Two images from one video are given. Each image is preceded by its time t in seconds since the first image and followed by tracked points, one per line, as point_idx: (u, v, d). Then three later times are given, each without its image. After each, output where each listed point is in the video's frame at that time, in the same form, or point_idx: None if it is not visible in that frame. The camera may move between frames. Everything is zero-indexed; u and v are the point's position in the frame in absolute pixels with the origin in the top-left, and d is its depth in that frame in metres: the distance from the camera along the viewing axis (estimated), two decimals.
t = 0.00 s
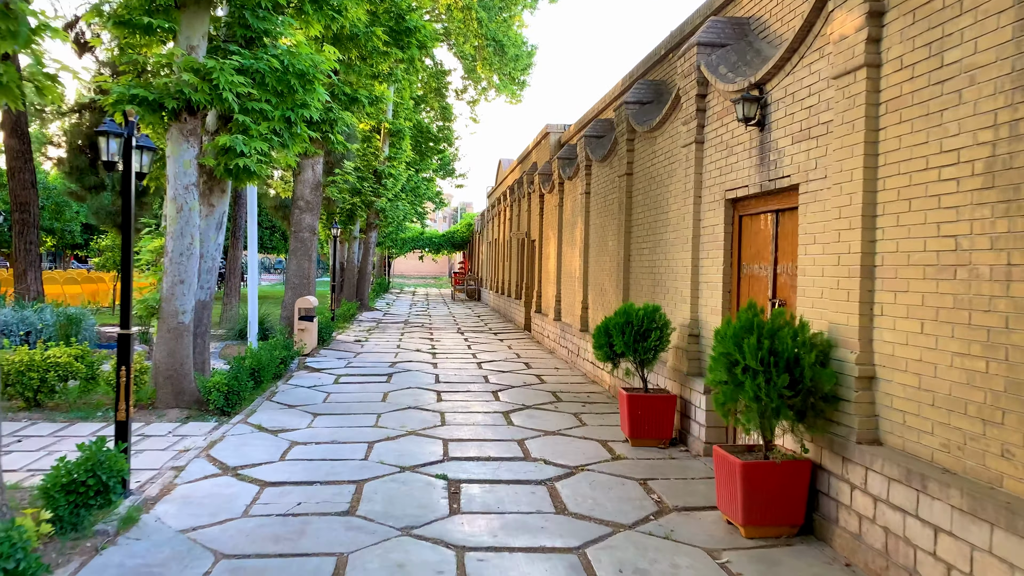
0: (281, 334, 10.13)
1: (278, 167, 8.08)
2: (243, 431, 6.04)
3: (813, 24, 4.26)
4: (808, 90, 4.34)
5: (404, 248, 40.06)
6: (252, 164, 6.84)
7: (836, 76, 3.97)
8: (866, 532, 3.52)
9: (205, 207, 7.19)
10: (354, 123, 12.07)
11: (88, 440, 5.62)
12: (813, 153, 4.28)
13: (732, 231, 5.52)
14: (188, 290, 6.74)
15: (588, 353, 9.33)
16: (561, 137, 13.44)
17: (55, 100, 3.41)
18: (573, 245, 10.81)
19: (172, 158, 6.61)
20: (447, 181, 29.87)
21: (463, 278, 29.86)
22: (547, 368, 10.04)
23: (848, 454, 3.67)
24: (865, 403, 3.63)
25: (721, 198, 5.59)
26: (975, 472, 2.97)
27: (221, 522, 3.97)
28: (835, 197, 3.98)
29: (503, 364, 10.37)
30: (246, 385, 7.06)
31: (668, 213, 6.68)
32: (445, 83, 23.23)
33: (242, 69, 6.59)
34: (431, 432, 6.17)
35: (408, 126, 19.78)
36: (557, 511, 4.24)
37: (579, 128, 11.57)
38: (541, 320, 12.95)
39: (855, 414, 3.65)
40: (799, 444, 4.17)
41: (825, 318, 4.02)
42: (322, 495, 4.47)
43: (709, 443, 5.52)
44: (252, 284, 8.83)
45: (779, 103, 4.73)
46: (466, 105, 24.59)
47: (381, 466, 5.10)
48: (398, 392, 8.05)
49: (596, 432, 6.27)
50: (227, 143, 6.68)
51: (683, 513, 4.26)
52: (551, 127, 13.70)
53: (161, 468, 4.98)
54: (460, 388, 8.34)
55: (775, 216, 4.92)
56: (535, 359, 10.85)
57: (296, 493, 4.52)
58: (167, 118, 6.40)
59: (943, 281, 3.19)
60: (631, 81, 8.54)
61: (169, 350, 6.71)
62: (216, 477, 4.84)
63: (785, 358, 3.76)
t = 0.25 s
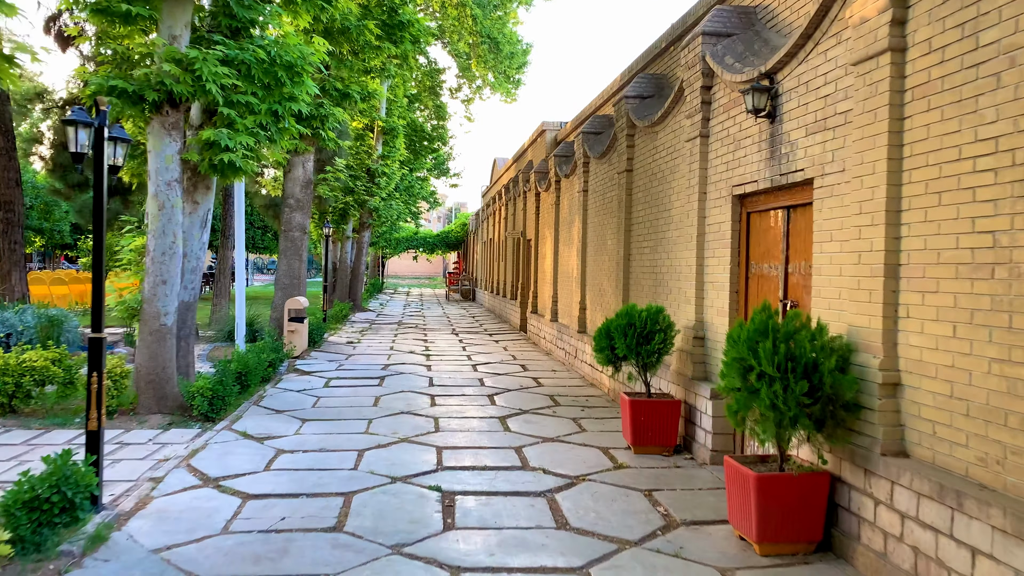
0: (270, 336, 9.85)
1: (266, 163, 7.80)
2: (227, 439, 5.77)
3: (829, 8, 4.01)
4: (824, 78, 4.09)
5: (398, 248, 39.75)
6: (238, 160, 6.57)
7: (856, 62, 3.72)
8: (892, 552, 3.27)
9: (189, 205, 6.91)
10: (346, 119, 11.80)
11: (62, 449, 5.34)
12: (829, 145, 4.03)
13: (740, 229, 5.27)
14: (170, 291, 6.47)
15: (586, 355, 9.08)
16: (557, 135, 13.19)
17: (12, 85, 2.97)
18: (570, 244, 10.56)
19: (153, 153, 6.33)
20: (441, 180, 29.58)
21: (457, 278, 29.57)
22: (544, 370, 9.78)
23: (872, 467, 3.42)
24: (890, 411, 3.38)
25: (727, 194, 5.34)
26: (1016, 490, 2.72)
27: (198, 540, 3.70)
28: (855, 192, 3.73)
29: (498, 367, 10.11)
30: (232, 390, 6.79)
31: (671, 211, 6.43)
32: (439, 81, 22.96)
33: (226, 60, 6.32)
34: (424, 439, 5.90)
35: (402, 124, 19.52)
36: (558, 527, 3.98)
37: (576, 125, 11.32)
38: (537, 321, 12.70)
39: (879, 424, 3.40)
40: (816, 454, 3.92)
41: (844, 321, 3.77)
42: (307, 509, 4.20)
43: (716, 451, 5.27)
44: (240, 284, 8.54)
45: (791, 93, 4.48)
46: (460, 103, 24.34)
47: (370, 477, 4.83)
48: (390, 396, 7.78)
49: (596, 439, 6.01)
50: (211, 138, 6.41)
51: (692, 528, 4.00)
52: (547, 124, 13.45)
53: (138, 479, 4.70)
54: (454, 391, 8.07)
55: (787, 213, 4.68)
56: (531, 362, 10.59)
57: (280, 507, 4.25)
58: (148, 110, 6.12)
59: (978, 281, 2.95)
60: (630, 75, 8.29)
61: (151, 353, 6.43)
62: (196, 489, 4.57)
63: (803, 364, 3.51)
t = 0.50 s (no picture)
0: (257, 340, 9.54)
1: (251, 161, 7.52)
2: (207, 451, 5.48)
3: None
4: (841, 70, 3.85)
5: (389, 248, 39.42)
6: (220, 157, 6.29)
7: (878, 53, 3.47)
8: None
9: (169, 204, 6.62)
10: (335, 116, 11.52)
11: (31, 463, 5.04)
12: (847, 141, 3.79)
13: (747, 230, 5.02)
14: (149, 295, 6.17)
15: (582, 360, 8.83)
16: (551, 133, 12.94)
17: None
18: (566, 245, 10.31)
19: (131, 150, 6.05)
20: (433, 180, 29.29)
21: (449, 279, 29.27)
22: (539, 375, 9.52)
23: (898, 487, 3.17)
24: (918, 428, 3.13)
25: (734, 193, 5.09)
26: None
27: (170, 567, 3.42)
28: (877, 191, 3.49)
29: (491, 371, 9.85)
30: (214, 398, 6.50)
31: (672, 211, 6.18)
32: (431, 80, 22.68)
33: (208, 53, 6.04)
34: (415, 450, 5.63)
35: (393, 123, 19.23)
36: (558, 549, 3.72)
37: (571, 123, 11.08)
38: (531, 323, 12.45)
39: (906, 441, 3.15)
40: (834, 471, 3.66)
41: (866, 329, 3.52)
42: (290, 530, 3.93)
43: (722, 463, 5.03)
44: (225, 286, 8.23)
45: (805, 87, 4.23)
46: (452, 102, 24.08)
47: (358, 493, 4.56)
48: (380, 402, 7.50)
49: (596, 449, 5.75)
50: (192, 135, 6.13)
51: (702, 550, 3.75)
52: (541, 123, 13.20)
53: (109, 497, 4.41)
54: (447, 398, 7.80)
55: (799, 213, 4.43)
56: (526, 366, 10.33)
57: (261, 528, 3.97)
58: (124, 105, 5.84)
59: (1020, 289, 2.70)
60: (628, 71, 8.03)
61: (129, 360, 6.13)
62: (172, 508, 4.28)
63: (824, 376, 3.25)
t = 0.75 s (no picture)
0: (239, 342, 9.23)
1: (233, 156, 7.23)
2: (184, 460, 5.19)
3: None
4: (860, 55, 3.62)
5: (377, 248, 39.07)
6: (200, 151, 6.01)
7: (902, 35, 3.24)
8: None
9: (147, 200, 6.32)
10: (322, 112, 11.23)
11: None
12: (866, 132, 3.56)
13: (753, 226, 4.79)
14: (124, 295, 5.86)
15: (576, 362, 8.59)
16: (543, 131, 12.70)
17: None
18: (558, 244, 10.06)
19: (104, 143, 5.75)
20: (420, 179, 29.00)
21: (437, 280, 28.98)
22: (531, 377, 9.27)
23: (930, 503, 2.93)
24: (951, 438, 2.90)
25: (739, 188, 4.85)
26: None
27: None
28: (902, 184, 3.26)
29: (482, 374, 9.60)
30: (193, 403, 6.20)
31: (672, 208, 5.94)
32: (419, 77, 22.41)
33: (187, 41, 5.76)
34: (405, 459, 5.37)
35: (381, 121, 18.94)
36: (560, 568, 3.46)
37: (563, 120, 10.83)
38: (523, 324, 12.20)
39: (939, 453, 2.92)
40: (855, 484, 3.43)
41: (890, 330, 3.29)
42: (271, 548, 3.65)
43: (728, 471, 4.79)
44: (206, 286, 7.92)
45: (819, 75, 3.99)
46: (440, 100, 23.80)
47: (345, 506, 4.29)
48: (367, 407, 7.22)
49: (593, 457, 5.50)
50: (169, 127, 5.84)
51: (713, 568, 3.50)
52: (532, 120, 12.96)
53: (77, 512, 4.12)
54: (437, 402, 7.53)
55: (811, 208, 4.20)
56: (517, 368, 10.08)
57: (240, 545, 3.69)
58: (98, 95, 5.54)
59: None
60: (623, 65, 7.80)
61: (102, 364, 5.82)
62: (144, 523, 3.99)
63: (848, 382, 3.01)
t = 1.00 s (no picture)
0: (218, 347, 8.90)
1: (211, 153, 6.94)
2: (158, 475, 4.89)
3: None
4: (879, 46, 3.40)
5: (360, 250, 38.66)
6: (175, 148, 5.71)
7: (929, 23, 3.02)
8: None
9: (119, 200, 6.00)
10: (304, 110, 10.94)
11: None
12: (886, 127, 3.34)
13: (759, 227, 4.57)
14: (94, 300, 5.55)
15: (568, 367, 8.35)
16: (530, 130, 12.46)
17: None
18: (548, 246, 9.83)
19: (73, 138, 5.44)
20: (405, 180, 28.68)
21: (422, 282, 28.68)
22: (521, 382, 9.02)
23: (966, 528, 2.71)
24: (988, 457, 2.68)
25: (744, 187, 4.63)
26: None
27: None
28: (929, 182, 3.04)
29: (470, 379, 9.34)
30: (169, 413, 5.89)
31: (670, 208, 5.72)
32: (403, 76, 22.12)
33: (161, 32, 5.46)
34: (392, 472, 5.10)
35: (365, 120, 18.63)
36: None
37: (553, 119, 10.60)
38: (511, 327, 11.95)
39: (975, 473, 2.70)
40: (877, 504, 3.20)
41: (916, 338, 3.07)
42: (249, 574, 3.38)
43: (732, 485, 4.57)
44: (184, 290, 7.61)
45: (833, 67, 3.77)
46: (425, 100, 23.52)
47: (329, 526, 4.02)
48: (352, 416, 6.94)
49: (590, 468, 5.26)
50: (143, 123, 5.55)
51: None
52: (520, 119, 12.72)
53: (39, 535, 3.82)
54: (424, 410, 7.26)
55: (822, 208, 3.99)
56: (506, 373, 9.83)
57: (216, 571, 3.42)
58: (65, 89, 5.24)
59: None
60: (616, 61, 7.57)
61: (71, 372, 5.50)
62: (112, 547, 3.70)
63: (876, 395, 2.79)
